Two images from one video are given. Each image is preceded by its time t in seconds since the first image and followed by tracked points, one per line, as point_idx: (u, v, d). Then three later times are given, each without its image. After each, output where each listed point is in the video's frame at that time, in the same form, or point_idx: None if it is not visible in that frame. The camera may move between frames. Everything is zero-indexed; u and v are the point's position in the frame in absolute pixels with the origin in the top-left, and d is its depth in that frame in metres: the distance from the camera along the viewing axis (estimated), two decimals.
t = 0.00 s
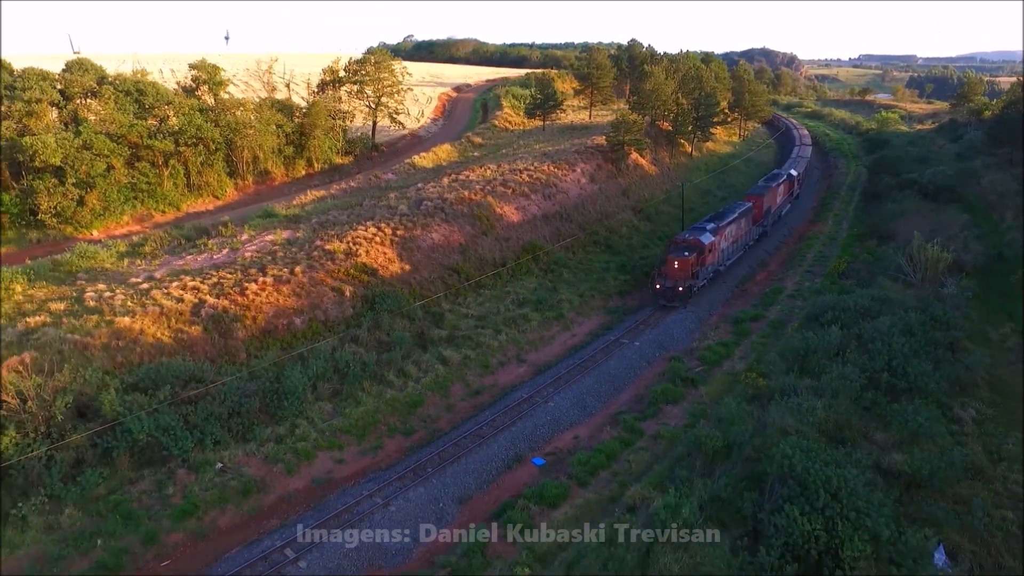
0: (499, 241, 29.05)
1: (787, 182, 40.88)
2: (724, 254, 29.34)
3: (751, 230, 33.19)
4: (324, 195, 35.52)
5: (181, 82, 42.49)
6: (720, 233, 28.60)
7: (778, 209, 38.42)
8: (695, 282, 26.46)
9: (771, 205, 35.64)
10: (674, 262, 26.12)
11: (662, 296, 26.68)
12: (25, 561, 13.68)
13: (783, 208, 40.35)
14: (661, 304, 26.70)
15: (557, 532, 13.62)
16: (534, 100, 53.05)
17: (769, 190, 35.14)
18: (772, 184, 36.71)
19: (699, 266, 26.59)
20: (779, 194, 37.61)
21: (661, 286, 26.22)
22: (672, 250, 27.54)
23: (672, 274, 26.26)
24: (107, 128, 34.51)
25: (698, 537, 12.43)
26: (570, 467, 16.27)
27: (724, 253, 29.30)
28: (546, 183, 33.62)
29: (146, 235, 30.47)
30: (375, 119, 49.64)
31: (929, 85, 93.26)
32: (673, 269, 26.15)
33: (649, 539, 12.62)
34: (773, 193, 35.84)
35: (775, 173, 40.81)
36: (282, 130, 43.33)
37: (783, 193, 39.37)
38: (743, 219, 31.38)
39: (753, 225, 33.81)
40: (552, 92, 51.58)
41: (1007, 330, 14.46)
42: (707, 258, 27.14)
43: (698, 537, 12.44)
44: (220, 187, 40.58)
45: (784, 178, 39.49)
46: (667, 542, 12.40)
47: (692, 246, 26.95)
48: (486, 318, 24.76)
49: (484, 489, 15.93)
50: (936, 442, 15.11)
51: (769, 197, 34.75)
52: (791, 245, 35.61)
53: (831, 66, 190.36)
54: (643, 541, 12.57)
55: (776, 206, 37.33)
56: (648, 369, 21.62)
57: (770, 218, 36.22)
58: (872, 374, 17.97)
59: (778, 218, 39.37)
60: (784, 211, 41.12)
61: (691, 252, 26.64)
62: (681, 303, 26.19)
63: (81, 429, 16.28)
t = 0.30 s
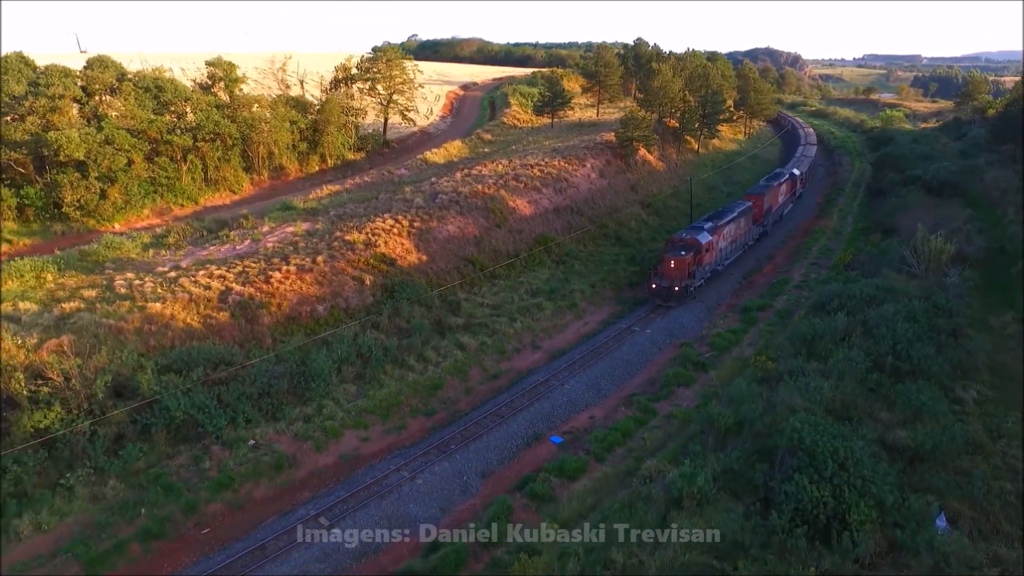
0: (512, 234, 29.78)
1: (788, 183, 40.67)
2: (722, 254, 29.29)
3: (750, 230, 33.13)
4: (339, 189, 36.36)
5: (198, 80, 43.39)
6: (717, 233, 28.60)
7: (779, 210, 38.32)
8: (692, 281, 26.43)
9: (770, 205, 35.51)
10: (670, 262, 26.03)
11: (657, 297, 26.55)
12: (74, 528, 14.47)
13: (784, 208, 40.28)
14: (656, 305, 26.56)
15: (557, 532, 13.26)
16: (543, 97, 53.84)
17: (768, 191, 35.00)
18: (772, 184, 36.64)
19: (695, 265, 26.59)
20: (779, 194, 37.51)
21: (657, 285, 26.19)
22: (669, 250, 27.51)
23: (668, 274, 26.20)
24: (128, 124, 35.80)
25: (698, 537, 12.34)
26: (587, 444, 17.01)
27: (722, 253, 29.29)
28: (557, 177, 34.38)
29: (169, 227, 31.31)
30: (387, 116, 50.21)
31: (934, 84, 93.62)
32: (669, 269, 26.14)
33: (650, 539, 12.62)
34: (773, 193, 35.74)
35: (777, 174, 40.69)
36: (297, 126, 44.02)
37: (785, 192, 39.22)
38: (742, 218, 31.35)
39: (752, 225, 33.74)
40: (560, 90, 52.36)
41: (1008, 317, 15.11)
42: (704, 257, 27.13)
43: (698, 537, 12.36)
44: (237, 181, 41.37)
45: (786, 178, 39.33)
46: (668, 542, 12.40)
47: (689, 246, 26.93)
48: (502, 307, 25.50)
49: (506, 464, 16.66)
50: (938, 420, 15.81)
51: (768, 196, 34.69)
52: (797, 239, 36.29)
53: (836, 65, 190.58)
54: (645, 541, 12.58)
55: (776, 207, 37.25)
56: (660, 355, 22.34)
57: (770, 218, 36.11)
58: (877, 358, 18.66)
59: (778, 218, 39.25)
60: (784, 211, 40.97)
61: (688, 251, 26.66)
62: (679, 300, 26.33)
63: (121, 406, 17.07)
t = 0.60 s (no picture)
0: (523, 226, 30.52)
1: (788, 181, 40.16)
2: (718, 253, 28.97)
3: (748, 229, 32.76)
4: (351, 184, 37.11)
5: (211, 76, 44.09)
6: (713, 232, 28.26)
7: (778, 208, 37.91)
8: (686, 281, 26.11)
9: (769, 203, 35.04)
10: (664, 261, 25.70)
11: (651, 295, 26.35)
12: (116, 499, 15.22)
13: (784, 207, 39.86)
14: (651, 304, 26.26)
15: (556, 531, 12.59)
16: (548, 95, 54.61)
17: (768, 190, 34.40)
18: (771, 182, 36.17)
19: (689, 265, 26.27)
20: (779, 192, 37.07)
21: (651, 284, 25.89)
22: (663, 249, 27.18)
23: (662, 273, 25.90)
24: (145, 119, 36.69)
25: (699, 537, 11.88)
26: (602, 422, 17.74)
27: (718, 252, 28.99)
28: (565, 172, 35.14)
29: (189, 220, 32.05)
30: (395, 113, 50.78)
31: (934, 83, 94.47)
32: (663, 268, 25.84)
33: (650, 539, 12.01)
34: (772, 192, 35.29)
35: (776, 172, 40.22)
36: (308, 123, 44.82)
37: (784, 191, 38.78)
38: (738, 217, 31.01)
39: (750, 224, 33.36)
40: (566, 87, 53.11)
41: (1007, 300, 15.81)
42: (699, 257, 26.81)
43: (698, 537, 11.90)
44: (250, 176, 41.89)
45: (785, 177, 38.86)
46: (668, 542, 11.82)
47: (683, 245, 26.62)
48: (514, 296, 26.24)
49: (524, 442, 17.38)
50: (938, 398, 16.56)
51: (767, 194, 34.25)
52: (800, 233, 37.06)
53: (836, 65, 191.28)
54: (645, 541, 11.97)
55: (775, 205, 36.83)
56: (669, 342, 23.08)
57: (769, 217, 35.67)
58: (880, 342, 19.40)
59: (778, 217, 38.84)
60: (784, 210, 40.54)
61: (682, 250, 26.34)
62: (679, 297, 26.44)
63: (155, 386, 17.78)
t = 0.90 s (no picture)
0: (532, 220, 31.24)
1: (786, 180, 39.80)
2: (712, 252, 28.85)
3: (743, 228, 32.56)
4: (361, 180, 37.81)
5: (221, 74, 44.69)
6: (707, 232, 28.09)
7: (775, 208, 37.69)
8: (678, 280, 25.92)
9: (765, 202, 34.77)
10: (656, 261, 25.53)
11: (643, 295, 26.25)
12: (154, 475, 15.91)
13: (781, 206, 39.62)
14: (642, 304, 26.12)
15: (572, 509, 12.95)
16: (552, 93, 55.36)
17: (765, 190, 34.19)
18: (768, 181, 35.87)
19: (682, 264, 26.10)
20: (776, 191, 36.80)
21: (643, 284, 25.72)
22: (657, 249, 27.01)
23: (654, 273, 25.71)
24: (158, 116, 37.34)
25: (698, 537, 11.71)
26: (616, 403, 18.46)
27: (712, 252, 28.86)
28: (572, 167, 35.88)
29: (204, 214, 32.70)
30: (402, 111, 51.47)
31: (931, 82, 95.48)
32: (656, 268, 25.62)
33: (650, 540, 11.85)
34: (768, 191, 35.06)
35: (774, 171, 39.91)
36: (318, 119, 45.50)
37: (782, 190, 38.51)
38: (733, 217, 30.82)
39: (745, 223, 33.16)
40: (569, 86, 53.88)
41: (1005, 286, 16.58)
42: (692, 256, 26.63)
43: (698, 537, 11.72)
44: (260, 172, 42.66)
45: (783, 175, 38.57)
46: (668, 543, 11.69)
47: (676, 244, 26.45)
48: (525, 287, 26.96)
49: (541, 422, 18.08)
50: (938, 378, 17.33)
51: (764, 193, 34.11)
52: (802, 227, 37.88)
53: (833, 64, 192.42)
54: (646, 541, 11.81)
55: (772, 204, 36.57)
56: (677, 330, 23.82)
57: (765, 216, 35.43)
58: (882, 327, 20.15)
59: (775, 216, 38.60)
60: (782, 209, 40.22)
61: (675, 250, 26.17)
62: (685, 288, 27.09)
63: (185, 369, 18.45)
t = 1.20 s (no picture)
0: (540, 215, 31.94)
1: (782, 181, 39.51)
2: (705, 253, 28.52)
3: (737, 229, 32.24)
4: (369, 176, 38.45)
5: (230, 72, 45.27)
6: (700, 232, 27.76)
7: (771, 208, 37.42)
8: (671, 281, 25.52)
9: (760, 202, 34.53)
10: (648, 262, 25.13)
11: (635, 296, 25.84)
12: (187, 456, 16.56)
13: (777, 207, 39.24)
14: (634, 304, 25.73)
15: (593, 484, 13.64)
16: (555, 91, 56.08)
17: (760, 190, 33.80)
18: (764, 181, 35.66)
19: (674, 265, 25.71)
20: (772, 191, 36.56)
21: (635, 285, 25.29)
22: (648, 249, 26.64)
23: (646, 274, 25.29)
24: (169, 113, 38.05)
25: (698, 537, 11.73)
26: (629, 388, 19.17)
27: (705, 252, 28.54)
28: (577, 164, 36.61)
29: (217, 209, 33.29)
30: (407, 109, 52.22)
31: (926, 81, 96.69)
32: (647, 268, 25.17)
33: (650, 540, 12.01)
34: (764, 191, 34.82)
35: (770, 171, 39.60)
36: (325, 117, 46.19)
37: (777, 190, 38.24)
38: (727, 217, 30.51)
39: (739, 223, 32.87)
40: (572, 84, 54.63)
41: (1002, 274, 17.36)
42: (684, 257, 26.25)
43: (698, 537, 11.75)
44: (269, 169, 43.27)
45: (779, 175, 38.28)
46: (668, 543, 11.81)
47: (668, 244, 26.06)
48: (535, 279, 27.66)
49: (557, 406, 18.79)
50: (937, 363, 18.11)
51: (759, 194, 33.81)
52: (802, 222, 38.73)
53: (829, 64, 193.87)
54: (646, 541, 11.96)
55: (768, 204, 36.32)
56: (684, 320, 24.56)
57: (761, 217, 35.16)
58: (882, 315, 20.92)
59: (770, 217, 38.33)
60: (777, 209, 39.89)
61: (667, 251, 25.77)
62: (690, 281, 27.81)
63: (213, 356, 19.08)
